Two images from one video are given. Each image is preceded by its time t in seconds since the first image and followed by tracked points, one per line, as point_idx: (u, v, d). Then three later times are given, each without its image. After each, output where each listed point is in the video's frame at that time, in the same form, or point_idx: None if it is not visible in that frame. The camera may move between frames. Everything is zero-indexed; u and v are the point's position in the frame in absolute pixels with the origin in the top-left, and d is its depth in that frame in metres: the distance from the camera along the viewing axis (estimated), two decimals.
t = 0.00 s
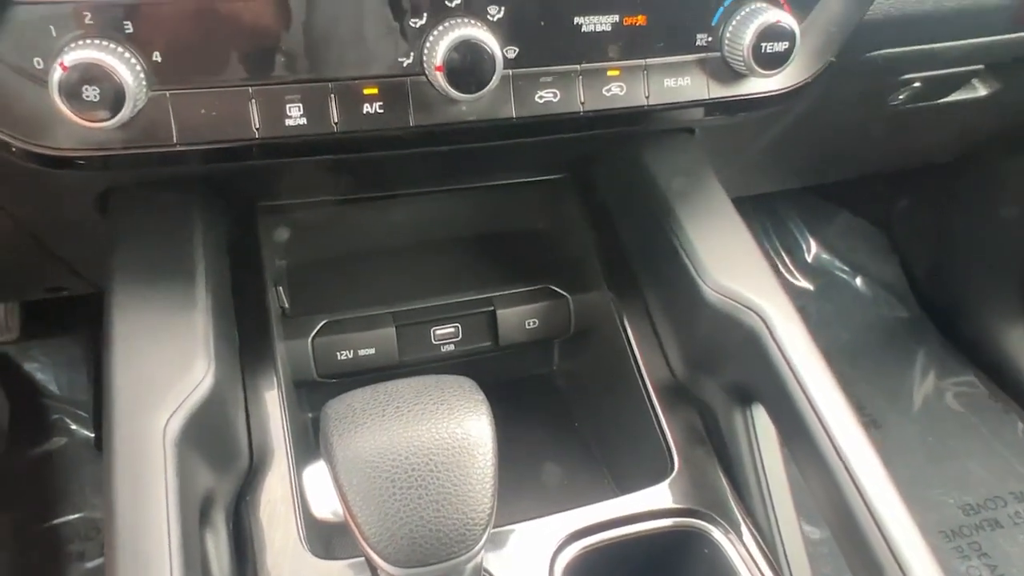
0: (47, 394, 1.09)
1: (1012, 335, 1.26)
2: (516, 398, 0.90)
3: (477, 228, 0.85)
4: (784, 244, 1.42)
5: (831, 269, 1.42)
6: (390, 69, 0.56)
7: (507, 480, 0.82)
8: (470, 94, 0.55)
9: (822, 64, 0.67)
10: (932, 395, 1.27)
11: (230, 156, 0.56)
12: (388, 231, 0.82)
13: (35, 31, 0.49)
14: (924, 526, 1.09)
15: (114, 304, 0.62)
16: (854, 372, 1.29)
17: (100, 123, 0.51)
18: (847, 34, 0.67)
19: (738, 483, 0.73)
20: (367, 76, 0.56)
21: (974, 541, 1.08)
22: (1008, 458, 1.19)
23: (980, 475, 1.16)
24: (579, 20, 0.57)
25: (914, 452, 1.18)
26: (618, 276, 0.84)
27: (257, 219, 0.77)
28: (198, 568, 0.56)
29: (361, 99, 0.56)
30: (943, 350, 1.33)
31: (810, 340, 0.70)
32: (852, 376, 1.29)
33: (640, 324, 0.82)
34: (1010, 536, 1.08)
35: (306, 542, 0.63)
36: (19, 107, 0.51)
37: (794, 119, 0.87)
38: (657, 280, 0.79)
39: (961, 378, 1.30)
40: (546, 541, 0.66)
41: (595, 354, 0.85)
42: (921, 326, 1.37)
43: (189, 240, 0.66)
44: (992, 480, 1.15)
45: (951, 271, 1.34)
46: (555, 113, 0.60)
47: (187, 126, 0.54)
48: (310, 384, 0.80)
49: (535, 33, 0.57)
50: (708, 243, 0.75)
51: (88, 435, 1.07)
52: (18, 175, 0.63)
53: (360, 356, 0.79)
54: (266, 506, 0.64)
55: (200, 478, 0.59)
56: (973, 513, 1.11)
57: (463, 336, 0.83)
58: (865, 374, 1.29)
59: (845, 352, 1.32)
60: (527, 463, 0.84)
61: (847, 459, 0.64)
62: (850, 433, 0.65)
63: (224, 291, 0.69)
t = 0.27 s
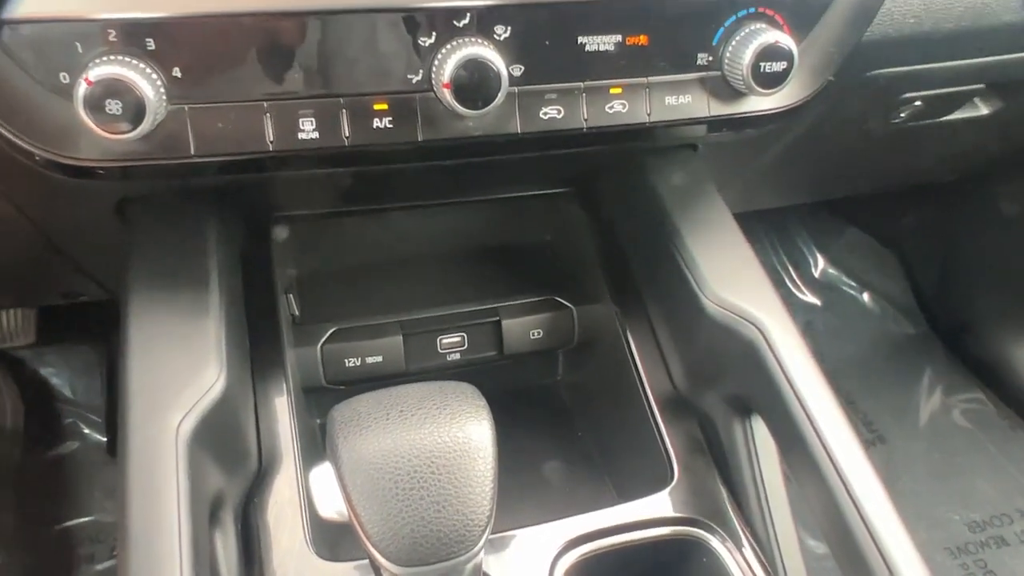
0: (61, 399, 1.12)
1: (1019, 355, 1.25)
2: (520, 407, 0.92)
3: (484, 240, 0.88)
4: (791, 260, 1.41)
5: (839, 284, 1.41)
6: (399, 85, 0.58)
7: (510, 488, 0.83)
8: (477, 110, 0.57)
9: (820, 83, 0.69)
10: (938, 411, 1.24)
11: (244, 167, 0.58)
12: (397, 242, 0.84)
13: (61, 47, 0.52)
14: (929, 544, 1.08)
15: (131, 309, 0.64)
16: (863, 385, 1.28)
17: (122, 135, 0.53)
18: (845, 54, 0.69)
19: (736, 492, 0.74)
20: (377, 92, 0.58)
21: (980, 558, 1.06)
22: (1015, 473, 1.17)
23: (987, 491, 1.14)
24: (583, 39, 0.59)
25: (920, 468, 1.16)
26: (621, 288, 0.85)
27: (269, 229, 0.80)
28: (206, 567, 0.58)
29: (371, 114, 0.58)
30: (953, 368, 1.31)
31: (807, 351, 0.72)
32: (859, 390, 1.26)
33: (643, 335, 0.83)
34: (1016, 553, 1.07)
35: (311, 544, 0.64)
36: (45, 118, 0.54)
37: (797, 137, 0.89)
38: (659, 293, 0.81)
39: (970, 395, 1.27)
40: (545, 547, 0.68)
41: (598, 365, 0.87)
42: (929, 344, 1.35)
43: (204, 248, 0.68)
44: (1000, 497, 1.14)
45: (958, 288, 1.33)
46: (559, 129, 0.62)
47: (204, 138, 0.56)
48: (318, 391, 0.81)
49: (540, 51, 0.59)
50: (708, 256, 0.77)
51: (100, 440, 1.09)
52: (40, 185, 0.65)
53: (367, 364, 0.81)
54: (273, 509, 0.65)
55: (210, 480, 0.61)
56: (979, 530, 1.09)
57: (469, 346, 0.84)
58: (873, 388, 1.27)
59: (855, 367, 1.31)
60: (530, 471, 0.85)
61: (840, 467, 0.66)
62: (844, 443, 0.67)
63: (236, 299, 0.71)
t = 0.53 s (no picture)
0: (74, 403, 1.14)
1: None
2: (524, 415, 0.93)
3: (491, 250, 0.89)
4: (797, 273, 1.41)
5: (846, 299, 1.41)
6: (408, 98, 0.59)
7: (514, 495, 0.84)
8: (483, 122, 0.59)
9: (819, 99, 0.71)
10: (946, 427, 1.24)
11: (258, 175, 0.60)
12: (406, 251, 0.86)
13: (85, 60, 0.54)
14: (933, 560, 1.08)
15: (146, 312, 0.66)
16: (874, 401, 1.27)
17: (142, 144, 0.56)
18: (845, 71, 0.70)
19: (735, 500, 0.75)
20: (387, 105, 0.59)
21: None
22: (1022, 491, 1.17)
23: (994, 509, 1.14)
24: (587, 55, 0.61)
25: (926, 483, 1.16)
26: (625, 299, 0.86)
27: (280, 240, 0.82)
28: (215, 565, 0.60)
29: (381, 126, 0.60)
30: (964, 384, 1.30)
31: (806, 359, 0.73)
32: (865, 404, 1.26)
33: (646, 347, 0.84)
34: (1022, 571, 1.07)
35: (317, 545, 0.66)
36: (67, 128, 0.56)
37: (801, 151, 0.90)
38: (661, 303, 0.82)
39: (978, 411, 1.27)
40: (546, 553, 0.69)
41: (602, 375, 0.88)
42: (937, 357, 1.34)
43: (217, 255, 0.70)
44: (1007, 515, 1.14)
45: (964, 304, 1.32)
46: (563, 141, 0.63)
47: (220, 148, 0.58)
48: (326, 396, 0.83)
49: (545, 66, 0.60)
50: (710, 266, 0.78)
51: (111, 443, 1.11)
52: (60, 192, 0.67)
53: (374, 370, 0.83)
54: (280, 510, 0.67)
55: (220, 480, 0.63)
56: (986, 547, 1.10)
57: (474, 353, 0.86)
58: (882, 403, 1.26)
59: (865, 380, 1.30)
60: (533, 478, 0.86)
61: (837, 473, 0.67)
62: (840, 452, 0.68)
63: (247, 305, 0.73)
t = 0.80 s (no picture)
0: (85, 408, 1.16)
1: None
2: (528, 425, 0.94)
3: (496, 261, 0.91)
4: (803, 287, 1.42)
5: (851, 313, 1.41)
6: (415, 113, 0.61)
7: (516, 504, 0.85)
8: (488, 136, 0.60)
9: (819, 116, 0.72)
10: (951, 443, 1.24)
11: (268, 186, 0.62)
12: (413, 262, 0.88)
13: (105, 74, 0.56)
14: None
15: (157, 319, 0.68)
16: (883, 417, 1.26)
17: (157, 155, 0.57)
18: (844, 88, 0.71)
19: (734, 512, 0.76)
20: (395, 118, 0.61)
21: None
22: None
23: (999, 525, 1.14)
24: (591, 72, 0.62)
25: (930, 498, 1.16)
26: (628, 310, 0.87)
27: (291, 248, 0.83)
28: (220, 568, 0.61)
29: (388, 139, 0.61)
30: (968, 400, 1.30)
31: (804, 371, 0.74)
32: (870, 418, 1.26)
33: (648, 358, 0.85)
34: None
35: (320, 549, 0.67)
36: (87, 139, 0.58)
37: (804, 168, 0.90)
38: (663, 315, 0.83)
39: (983, 427, 1.27)
40: (546, 561, 0.70)
41: (604, 385, 0.89)
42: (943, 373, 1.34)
43: (227, 264, 0.72)
44: (1012, 531, 1.13)
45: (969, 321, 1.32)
46: (566, 156, 0.65)
47: (232, 160, 0.60)
48: (332, 404, 0.84)
49: (549, 82, 0.62)
50: (711, 279, 0.79)
51: (120, 448, 1.13)
52: (76, 201, 0.69)
53: (379, 378, 0.84)
54: (285, 515, 0.68)
55: (227, 483, 0.64)
56: (990, 565, 1.09)
57: (478, 363, 0.87)
58: (889, 418, 1.26)
59: (872, 394, 1.29)
60: (535, 488, 0.87)
61: (832, 484, 0.68)
62: (837, 463, 0.69)
63: (256, 313, 0.74)
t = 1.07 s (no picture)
0: (95, 416, 1.18)
1: None
2: (532, 437, 0.95)
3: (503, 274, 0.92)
4: (810, 304, 1.41)
5: (858, 330, 1.40)
6: (423, 129, 0.62)
7: (520, 514, 0.86)
8: (494, 154, 0.62)
9: (819, 134, 0.74)
10: (958, 460, 1.24)
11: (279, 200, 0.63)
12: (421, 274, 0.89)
13: (123, 91, 0.58)
14: None
15: (169, 329, 0.69)
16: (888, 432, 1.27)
17: (172, 169, 0.59)
18: (844, 108, 0.73)
19: (733, 521, 0.77)
20: (403, 135, 0.62)
21: None
22: None
23: (1005, 543, 1.14)
24: (594, 91, 0.64)
25: (937, 516, 1.16)
26: (632, 325, 0.88)
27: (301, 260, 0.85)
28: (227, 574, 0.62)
29: (397, 155, 0.63)
30: (974, 417, 1.30)
31: (804, 386, 0.75)
32: (876, 434, 1.26)
33: (651, 372, 0.86)
34: None
35: (326, 556, 0.68)
36: (105, 153, 0.60)
37: (808, 185, 0.91)
38: (666, 330, 0.84)
39: (990, 444, 1.27)
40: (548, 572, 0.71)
41: (607, 398, 0.90)
42: (949, 390, 1.34)
43: (238, 275, 0.73)
44: (1018, 550, 1.13)
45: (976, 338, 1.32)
46: (570, 173, 0.66)
47: (244, 174, 0.61)
48: (339, 414, 0.86)
49: (553, 101, 0.63)
50: (713, 294, 0.80)
51: (129, 455, 1.14)
52: (92, 213, 0.71)
53: (386, 389, 0.85)
54: (292, 522, 0.69)
55: (235, 490, 0.65)
56: None
57: (483, 375, 0.88)
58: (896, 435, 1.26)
59: (878, 411, 1.29)
60: (539, 499, 0.88)
61: (831, 497, 0.69)
62: (835, 476, 0.70)
63: (265, 324, 0.75)
